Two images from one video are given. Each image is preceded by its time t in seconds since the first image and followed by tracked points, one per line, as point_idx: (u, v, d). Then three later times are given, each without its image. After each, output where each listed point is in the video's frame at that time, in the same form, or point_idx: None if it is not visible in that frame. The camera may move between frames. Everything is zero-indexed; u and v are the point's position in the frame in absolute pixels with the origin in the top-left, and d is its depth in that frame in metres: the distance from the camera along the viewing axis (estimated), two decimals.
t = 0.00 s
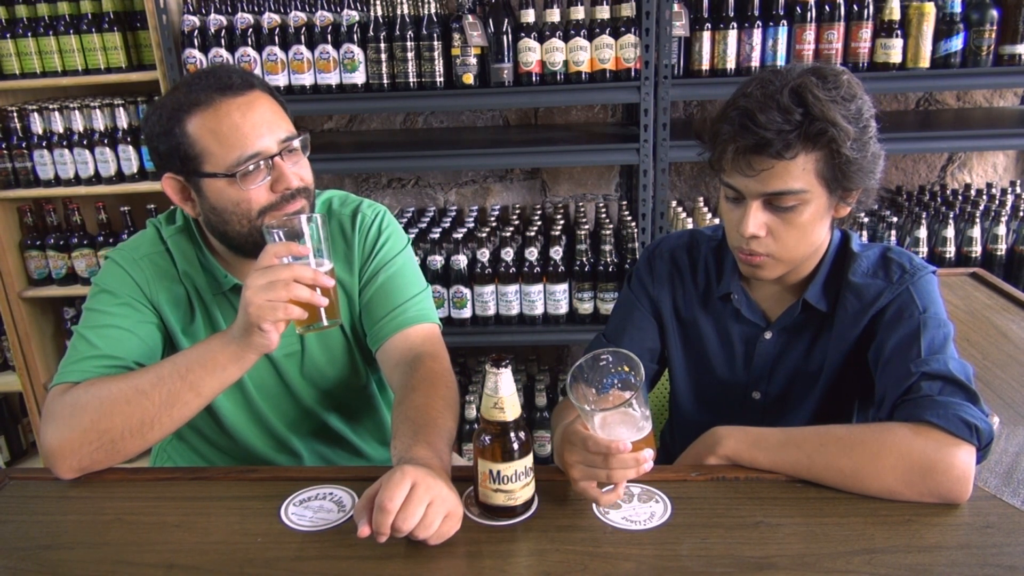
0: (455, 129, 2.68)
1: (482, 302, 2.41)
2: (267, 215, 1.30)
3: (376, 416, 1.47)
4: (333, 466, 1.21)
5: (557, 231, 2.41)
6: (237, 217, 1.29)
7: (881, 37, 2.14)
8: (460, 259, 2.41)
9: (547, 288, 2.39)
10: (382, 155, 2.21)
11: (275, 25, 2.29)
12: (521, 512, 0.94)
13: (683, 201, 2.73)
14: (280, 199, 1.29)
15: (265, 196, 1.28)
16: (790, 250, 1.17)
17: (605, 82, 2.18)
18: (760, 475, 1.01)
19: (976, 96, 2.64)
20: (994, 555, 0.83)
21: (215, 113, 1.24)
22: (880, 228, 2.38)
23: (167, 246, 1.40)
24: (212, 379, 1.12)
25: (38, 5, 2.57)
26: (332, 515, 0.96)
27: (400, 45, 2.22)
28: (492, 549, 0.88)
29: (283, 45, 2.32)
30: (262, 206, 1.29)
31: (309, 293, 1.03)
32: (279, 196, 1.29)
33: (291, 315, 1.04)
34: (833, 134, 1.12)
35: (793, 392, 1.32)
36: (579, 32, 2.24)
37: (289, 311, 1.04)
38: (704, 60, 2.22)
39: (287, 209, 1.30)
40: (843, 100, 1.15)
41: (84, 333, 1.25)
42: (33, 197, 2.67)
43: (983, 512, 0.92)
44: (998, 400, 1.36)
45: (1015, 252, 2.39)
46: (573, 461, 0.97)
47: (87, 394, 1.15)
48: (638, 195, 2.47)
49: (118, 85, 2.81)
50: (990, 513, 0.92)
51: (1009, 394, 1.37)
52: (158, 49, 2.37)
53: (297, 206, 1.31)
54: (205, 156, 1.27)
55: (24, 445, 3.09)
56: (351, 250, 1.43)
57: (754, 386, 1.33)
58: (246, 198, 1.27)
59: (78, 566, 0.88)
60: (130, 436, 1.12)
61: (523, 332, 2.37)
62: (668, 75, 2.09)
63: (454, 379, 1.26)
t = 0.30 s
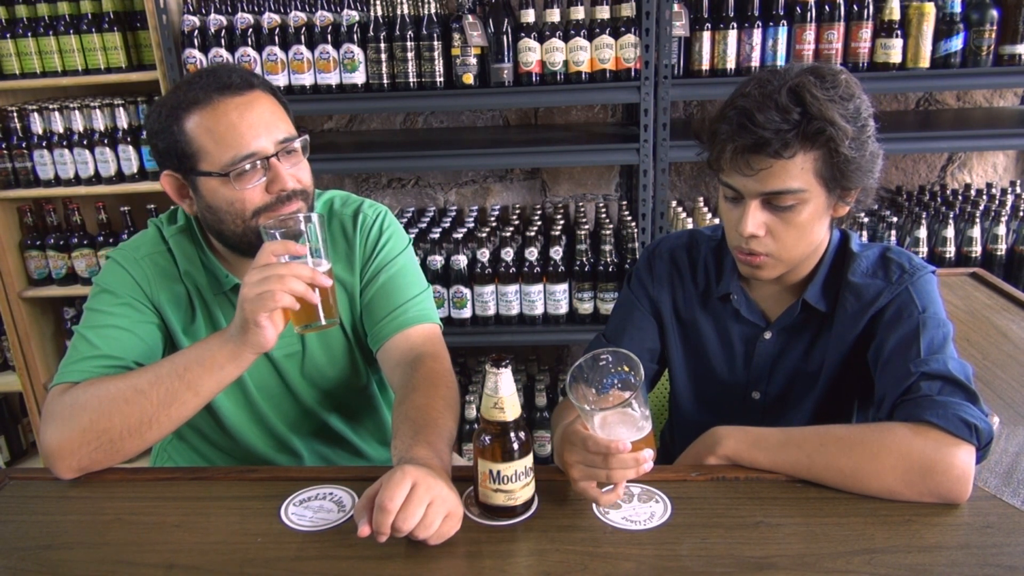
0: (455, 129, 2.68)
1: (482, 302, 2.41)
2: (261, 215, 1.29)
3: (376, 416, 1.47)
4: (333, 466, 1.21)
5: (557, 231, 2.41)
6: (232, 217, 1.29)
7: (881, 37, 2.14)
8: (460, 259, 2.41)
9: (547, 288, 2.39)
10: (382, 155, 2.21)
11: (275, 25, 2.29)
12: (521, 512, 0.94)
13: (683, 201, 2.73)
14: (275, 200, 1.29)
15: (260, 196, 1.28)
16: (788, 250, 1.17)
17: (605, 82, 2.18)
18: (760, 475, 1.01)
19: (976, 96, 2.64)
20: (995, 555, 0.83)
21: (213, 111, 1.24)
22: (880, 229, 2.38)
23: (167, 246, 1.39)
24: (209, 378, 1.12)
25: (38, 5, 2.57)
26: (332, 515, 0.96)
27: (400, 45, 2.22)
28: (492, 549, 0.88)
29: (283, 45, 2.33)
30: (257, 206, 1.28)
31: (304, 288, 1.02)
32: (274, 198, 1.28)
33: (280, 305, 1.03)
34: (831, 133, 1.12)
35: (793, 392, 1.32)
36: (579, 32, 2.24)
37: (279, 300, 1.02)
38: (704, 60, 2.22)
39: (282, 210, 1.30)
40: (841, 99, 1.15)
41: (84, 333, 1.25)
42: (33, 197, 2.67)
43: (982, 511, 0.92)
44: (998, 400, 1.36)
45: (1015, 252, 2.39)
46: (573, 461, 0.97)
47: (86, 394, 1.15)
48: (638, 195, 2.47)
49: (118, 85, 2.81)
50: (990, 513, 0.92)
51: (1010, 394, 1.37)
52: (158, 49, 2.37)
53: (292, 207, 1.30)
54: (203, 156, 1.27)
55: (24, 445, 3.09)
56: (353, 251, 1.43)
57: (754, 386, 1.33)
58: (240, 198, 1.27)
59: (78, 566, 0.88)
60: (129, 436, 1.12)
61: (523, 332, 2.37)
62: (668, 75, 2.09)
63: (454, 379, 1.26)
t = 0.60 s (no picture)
0: (454, 129, 2.68)
1: (482, 302, 2.41)
2: (251, 217, 1.29)
3: (376, 416, 1.47)
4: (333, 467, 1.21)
5: (557, 231, 2.41)
6: (223, 217, 1.30)
7: (881, 37, 2.14)
8: (460, 259, 2.41)
9: (547, 288, 2.39)
10: (382, 155, 2.21)
11: (275, 25, 2.29)
12: (521, 512, 0.94)
13: (683, 201, 2.73)
14: (266, 203, 1.28)
15: (252, 198, 1.28)
16: (780, 250, 1.17)
17: (605, 82, 2.18)
18: (760, 475, 1.01)
19: (976, 96, 2.64)
20: (995, 555, 0.83)
21: (211, 110, 1.24)
22: (880, 229, 2.38)
23: (168, 246, 1.39)
24: (208, 378, 1.12)
25: (38, 5, 2.57)
26: (332, 515, 0.96)
27: (400, 45, 2.22)
28: (493, 549, 0.88)
29: (283, 45, 2.33)
30: (248, 208, 1.28)
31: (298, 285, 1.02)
32: (265, 201, 1.28)
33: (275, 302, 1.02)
34: (826, 134, 1.12)
35: (793, 392, 1.32)
36: (579, 32, 2.24)
37: (273, 296, 1.02)
38: (704, 60, 2.22)
39: (272, 213, 1.30)
40: (839, 101, 1.15)
41: (84, 333, 1.25)
42: (33, 197, 2.67)
43: (983, 511, 0.92)
44: (998, 400, 1.37)
45: (1015, 252, 2.39)
46: (573, 461, 0.97)
47: (85, 394, 1.15)
48: (639, 195, 2.47)
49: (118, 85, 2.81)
50: (991, 513, 0.92)
51: (1010, 394, 1.37)
52: (158, 49, 2.37)
53: (283, 211, 1.30)
54: (199, 155, 1.27)
55: (24, 445, 3.09)
56: (354, 250, 1.43)
57: (754, 386, 1.33)
58: (232, 198, 1.27)
59: (78, 566, 0.88)
60: (128, 437, 1.12)
61: (523, 332, 2.37)
62: (668, 75, 2.09)
63: (454, 379, 1.26)
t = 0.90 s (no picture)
0: (454, 129, 2.68)
1: (482, 302, 2.41)
2: (244, 222, 1.29)
3: (376, 416, 1.47)
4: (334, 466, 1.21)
5: (557, 231, 2.41)
6: (217, 219, 1.30)
7: (881, 37, 2.14)
8: (460, 259, 2.41)
9: (547, 288, 2.39)
10: (382, 155, 2.21)
11: (275, 25, 2.29)
12: (521, 512, 0.94)
13: (683, 201, 2.73)
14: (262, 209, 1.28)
15: (246, 203, 1.27)
16: (794, 252, 1.17)
17: (605, 82, 2.18)
18: (760, 475, 1.01)
19: (976, 96, 2.63)
20: (995, 555, 0.83)
21: (212, 113, 1.23)
22: (880, 229, 2.38)
23: (171, 245, 1.39)
24: (200, 372, 1.12)
25: (39, 5, 2.57)
26: (332, 515, 0.96)
27: (400, 45, 2.22)
28: (493, 549, 0.88)
29: (283, 45, 2.33)
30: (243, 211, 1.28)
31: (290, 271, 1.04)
32: (260, 207, 1.27)
33: (267, 285, 1.03)
34: (822, 137, 1.12)
35: (793, 391, 1.32)
36: (579, 32, 2.24)
37: (265, 279, 1.03)
38: (704, 60, 2.22)
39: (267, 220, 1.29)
40: (828, 101, 1.15)
41: (85, 333, 1.25)
42: (33, 197, 2.67)
43: (983, 511, 0.92)
44: (998, 401, 1.37)
45: (1015, 252, 2.39)
46: (573, 461, 0.97)
47: (78, 393, 1.15)
48: (638, 195, 2.47)
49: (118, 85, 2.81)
50: (991, 513, 0.92)
51: (1009, 394, 1.37)
52: (158, 49, 2.37)
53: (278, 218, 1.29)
54: (197, 155, 1.26)
55: (24, 445, 3.09)
56: (355, 250, 1.42)
57: (754, 386, 1.33)
58: (226, 201, 1.27)
59: (78, 566, 0.88)
60: (124, 434, 1.12)
61: (523, 332, 2.37)
62: (668, 75, 2.09)
63: (455, 380, 1.26)
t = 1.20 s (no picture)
0: (454, 129, 2.68)
1: (482, 302, 2.41)
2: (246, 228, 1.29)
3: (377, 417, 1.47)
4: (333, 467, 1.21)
5: (557, 231, 2.41)
6: (221, 223, 1.31)
7: (881, 37, 2.14)
8: (460, 259, 2.41)
9: (547, 288, 2.39)
10: (382, 155, 2.21)
11: (275, 25, 2.29)
12: (521, 511, 0.94)
13: (683, 201, 2.73)
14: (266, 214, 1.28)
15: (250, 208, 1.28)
16: (782, 254, 1.17)
17: (605, 82, 2.18)
18: (760, 475, 1.02)
19: (976, 96, 2.63)
20: (995, 555, 0.83)
21: (219, 118, 1.22)
22: (880, 229, 2.38)
23: (173, 245, 1.39)
24: (198, 366, 1.13)
25: (39, 5, 2.57)
26: (332, 515, 0.96)
27: (400, 45, 2.22)
28: (493, 549, 0.88)
29: (283, 45, 2.33)
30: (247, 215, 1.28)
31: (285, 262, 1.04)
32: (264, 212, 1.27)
33: (260, 273, 1.04)
34: (815, 143, 1.12)
35: (792, 391, 1.32)
36: (579, 32, 2.24)
37: (258, 267, 1.04)
38: (704, 60, 2.22)
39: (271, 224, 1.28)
40: (825, 106, 1.15)
41: (85, 332, 1.25)
42: (33, 197, 2.67)
43: (982, 511, 0.92)
44: (998, 401, 1.37)
45: (1015, 252, 2.39)
46: (573, 461, 0.97)
47: (76, 391, 1.15)
48: (639, 195, 2.47)
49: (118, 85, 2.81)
50: (990, 513, 0.92)
51: (1009, 394, 1.37)
52: (158, 49, 2.37)
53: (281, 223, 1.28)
54: (201, 159, 1.26)
55: (24, 445, 3.09)
56: (357, 250, 1.42)
57: (754, 387, 1.33)
58: (230, 206, 1.27)
59: (78, 566, 0.88)
60: (123, 432, 1.12)
61: (523, 332, 2.37)
62: (668, 75, 2.09)
63: (456, 380, 1.26)
